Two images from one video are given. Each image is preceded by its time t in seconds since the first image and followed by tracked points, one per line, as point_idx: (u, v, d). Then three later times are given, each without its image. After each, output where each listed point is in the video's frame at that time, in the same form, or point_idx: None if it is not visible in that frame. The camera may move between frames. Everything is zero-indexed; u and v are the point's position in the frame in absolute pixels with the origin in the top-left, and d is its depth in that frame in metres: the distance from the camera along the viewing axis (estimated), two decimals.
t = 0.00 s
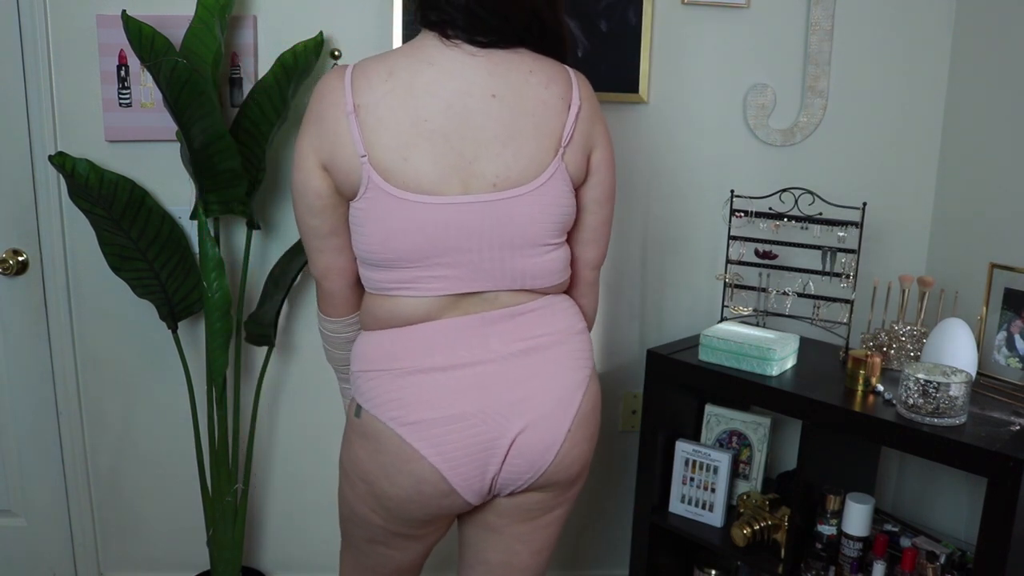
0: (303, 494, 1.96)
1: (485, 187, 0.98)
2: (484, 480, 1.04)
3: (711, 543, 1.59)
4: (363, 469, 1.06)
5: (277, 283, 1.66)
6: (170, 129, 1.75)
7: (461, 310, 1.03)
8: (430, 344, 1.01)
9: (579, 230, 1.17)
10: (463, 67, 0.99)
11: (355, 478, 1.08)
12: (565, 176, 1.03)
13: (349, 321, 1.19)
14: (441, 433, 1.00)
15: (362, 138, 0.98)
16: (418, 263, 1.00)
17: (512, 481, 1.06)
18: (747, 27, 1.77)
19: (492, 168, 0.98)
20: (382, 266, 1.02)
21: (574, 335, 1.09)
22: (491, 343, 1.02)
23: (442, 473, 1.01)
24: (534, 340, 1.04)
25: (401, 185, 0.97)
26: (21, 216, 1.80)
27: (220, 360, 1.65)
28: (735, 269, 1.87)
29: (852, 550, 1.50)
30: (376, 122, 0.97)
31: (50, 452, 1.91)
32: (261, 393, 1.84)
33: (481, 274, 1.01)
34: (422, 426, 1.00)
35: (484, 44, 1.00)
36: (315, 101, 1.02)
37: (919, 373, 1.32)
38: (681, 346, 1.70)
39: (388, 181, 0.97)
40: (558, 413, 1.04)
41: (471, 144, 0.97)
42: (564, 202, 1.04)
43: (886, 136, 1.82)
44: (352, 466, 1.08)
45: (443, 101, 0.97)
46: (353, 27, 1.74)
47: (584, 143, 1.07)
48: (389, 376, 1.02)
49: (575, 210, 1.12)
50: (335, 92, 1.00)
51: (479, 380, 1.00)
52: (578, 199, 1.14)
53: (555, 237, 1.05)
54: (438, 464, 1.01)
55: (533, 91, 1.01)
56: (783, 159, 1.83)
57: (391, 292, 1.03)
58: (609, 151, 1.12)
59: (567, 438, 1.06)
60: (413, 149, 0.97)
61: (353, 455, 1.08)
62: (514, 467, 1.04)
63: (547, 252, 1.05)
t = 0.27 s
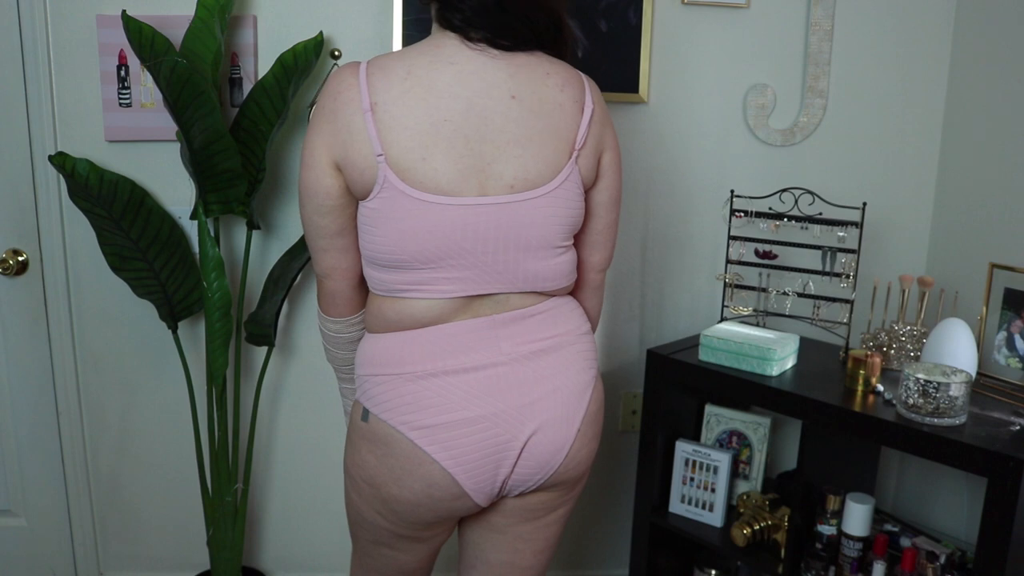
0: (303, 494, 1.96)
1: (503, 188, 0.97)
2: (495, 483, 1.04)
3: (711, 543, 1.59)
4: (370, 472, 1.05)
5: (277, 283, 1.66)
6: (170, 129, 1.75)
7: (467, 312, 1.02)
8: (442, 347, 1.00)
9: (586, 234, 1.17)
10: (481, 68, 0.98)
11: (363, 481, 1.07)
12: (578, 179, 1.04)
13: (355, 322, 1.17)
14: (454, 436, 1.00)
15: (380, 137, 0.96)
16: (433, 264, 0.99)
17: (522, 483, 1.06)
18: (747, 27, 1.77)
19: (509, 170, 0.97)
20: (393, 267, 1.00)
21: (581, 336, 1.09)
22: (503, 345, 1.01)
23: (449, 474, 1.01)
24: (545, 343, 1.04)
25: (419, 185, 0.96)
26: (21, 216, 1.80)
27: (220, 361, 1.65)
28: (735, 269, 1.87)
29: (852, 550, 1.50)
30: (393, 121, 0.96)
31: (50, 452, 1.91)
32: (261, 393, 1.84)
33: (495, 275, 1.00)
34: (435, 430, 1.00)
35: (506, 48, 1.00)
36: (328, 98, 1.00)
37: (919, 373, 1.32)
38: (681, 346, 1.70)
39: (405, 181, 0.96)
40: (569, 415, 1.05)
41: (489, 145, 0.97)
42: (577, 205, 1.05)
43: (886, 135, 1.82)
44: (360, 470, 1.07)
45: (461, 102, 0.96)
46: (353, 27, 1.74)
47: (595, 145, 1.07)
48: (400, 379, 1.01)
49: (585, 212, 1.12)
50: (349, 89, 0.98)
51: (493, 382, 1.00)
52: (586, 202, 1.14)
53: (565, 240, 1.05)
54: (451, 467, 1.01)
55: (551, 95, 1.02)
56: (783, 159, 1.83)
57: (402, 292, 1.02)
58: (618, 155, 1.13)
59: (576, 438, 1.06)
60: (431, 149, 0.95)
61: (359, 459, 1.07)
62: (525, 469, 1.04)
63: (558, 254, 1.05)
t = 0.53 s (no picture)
0: (302, 494, 1.96)
1: (526, 189, 0.96)
2: (508, 488, 1.03)
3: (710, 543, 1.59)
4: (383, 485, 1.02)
5: (277, 283, 1.66)
6: (170, 129, 1.75)
7: (481, 317, 0.99)
8: (458, 353, 0.97)
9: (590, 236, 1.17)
10: (507, 68, 0.97)
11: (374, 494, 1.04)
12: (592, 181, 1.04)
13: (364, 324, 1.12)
14: (472, 444, 0.98)
15: (406, 136, 0.92)
16: (453, 267, 0.96)
17: (534, 486, 1.05)
18: (747, 28, 1.77)
19: (531, 171, 0.96)
20: (410, 270, 0.97)
21: (588, 337, 1.09)
22: (518, 350, 0.99)
23: (463, 482, 1.00)
24: (559, 345, 1.03)
25: (444, 186, 0.93)
26: (21, 216, 1.80)
27: (220, 360, 1.65)
28: (735, 269, 1.87)
29: (852, 550, 1.50)
30: (419, 119, 0.92)
31: (50, 452, 1.91)
32: (260, 393, 1.84)
33: (514, 278, 0.98)
34: (453, 437, 0.98)
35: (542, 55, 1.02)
36: (344, 94, 0.95)
37: (919, 373, 1.32)
38: (681, 346, 1.69)
39: (428, 182, 0.93)
40: (582, 416, 1.05)
41: (512, 145, 0.95)
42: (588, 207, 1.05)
43: (886, 135, 1.82)
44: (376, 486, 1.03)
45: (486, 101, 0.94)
46: (353, 27, 1.74)
47: (605, 147, 1.07)
48: (415, 388, 0.98)
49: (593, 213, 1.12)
50: (370, 85, 0.93)
51: (511, 387, 0.99)
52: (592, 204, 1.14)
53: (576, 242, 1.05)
54: (468, 475, 0.99)
55: (569, 98, 1.01)
56: (783, 159, 1.83)
57: (417, 297, 0.98)
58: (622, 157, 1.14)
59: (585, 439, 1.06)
60: (457, 149, 0.93)
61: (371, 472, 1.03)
62: (538, 472, 1.04)
63: (570, 256, 1.05)
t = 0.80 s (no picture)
0: (302, 494, 1.96)
1: (533, 185, 0.97)
2: (515, 484, 1.03)
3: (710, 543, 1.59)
4: (389, 484, 1.01)
5: (277, 283, 1.66)
6: (170, 129, 1.75)
7: (487, 313, 0.98)
8: (465, 351, 0.97)
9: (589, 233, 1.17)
10: (516, 66, 0.97)
11: (378, 493, 1.02)
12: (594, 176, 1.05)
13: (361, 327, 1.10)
14: (482, 439, 0.98)
15: (420, 132, 0.92)
16: (464, 263, 0.95)
17: (540, 481, 1.06)
18: (747, 28, 1.77)
19: (539, 167, 0.97)
20: (420, 267, 0.96)
21: (589, 331, 1.09)
22: (524, 345, 0.99)
23: (464, 481, 0.99)
24: (563, 340, 1.03)
25: (458, 184, 0.93)
26: (21, 216, 1.80)
27: (220, 360, 1.65)
28: (735, 269, 1.87)
29: (852, 550, 1.50)
30: (432, 116, 0.92)
31: (50, 452, 1.91)
32: (260, 393, 1.84)
33: (522, 273, 0.99)
34: (463, 434, 0.97)
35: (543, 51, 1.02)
36: (353, 94, 0.94)
37: (919, 373, 1.32)
38: (681, 346, 1.69)
39: (441, 179, 0.92)
40: (586, 410, 1.05)
41: (522, 142, 0.96)
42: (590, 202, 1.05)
43: (886, 136, 1.82)
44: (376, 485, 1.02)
45: (497, 98, 0.94)
46: (353, 27, 1.74)
47: (604, 146, 1.08)
48: (424, 386, 0.97)
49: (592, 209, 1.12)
50: (383, 84, 0.92)
51: (519, 382, 0.98)
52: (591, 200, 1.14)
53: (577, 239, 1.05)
54: (478, 471, 0.99)
55: (572, 94, 1.02)
56: (783, 159, 1.83)
57: (428, 294, 0.97)
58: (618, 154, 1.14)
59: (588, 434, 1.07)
60: (470, 146, 0.93)
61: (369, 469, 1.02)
62: (542, 467, 1.04)
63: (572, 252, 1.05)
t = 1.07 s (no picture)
0: (302, 494, 1.96)
1: (525, 173, 0.97)
2: (511, 470, 1.03)
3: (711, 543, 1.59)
4: (388, 473, 0.98)
5: (277, 283, 1.66)
6: (170, 129, 1.75)
7: (483, 300, 0.99)
8: (462, 340, 0.96)
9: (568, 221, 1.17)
10: (504, 58, 0.97)
11: (377, 483, 0.99)
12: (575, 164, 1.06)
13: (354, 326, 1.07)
14: (484, 424, 0.97)
15: (419, 121, 0.90)
16: (461, 250, 0.95)
17: (531, 468, 1.06)
18: (747, 28, 1.77)
19: (530, 155, 0.97)
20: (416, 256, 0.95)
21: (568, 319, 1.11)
22: (518, 333, 1.00)
23: (467, 472, 0.99)
24: (550, 326, 1.04)
25: (457, 171, 0.92)
26: (21, 216, 1.80)
27: (220, 360, 1.65)
28: (735, 269, 1.87)
29: (852, 550, 1.50)
30: (430, 105, 0.91)
31: (49, 452, 1.91)
32: (261, 393, 1.84)
33: (514, 260, 0.99)
34: (466, 419, 0.96)
35: (525, 45, 1.02)
36: (347, 83, 0.91)
37: (919, 373, 1.32)
38: (681, 346, 1.69)
39: (441, 167, 0.91)
40: (575, 394, 1.07)
41: (512, 131, 0.96)
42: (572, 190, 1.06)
43: (886, 136, 1.82)
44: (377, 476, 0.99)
45: (489, 88, 0.94)
46: (353, 27, 1.74)
47: (584, 134, 1.09)
48: (424, 373, 0.96)
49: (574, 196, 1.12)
50: (376, 73, 0.91)
51: (515, 366, 0.99)
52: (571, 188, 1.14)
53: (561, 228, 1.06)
54: (482, 456, 0.98)
55: (552, 83, 1.03)
56: (783, 159, 1.83)
57: (424, 283, 0.96)
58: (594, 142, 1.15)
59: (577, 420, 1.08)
60: (467, 135, 0.92)
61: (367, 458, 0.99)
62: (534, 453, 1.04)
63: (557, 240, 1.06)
